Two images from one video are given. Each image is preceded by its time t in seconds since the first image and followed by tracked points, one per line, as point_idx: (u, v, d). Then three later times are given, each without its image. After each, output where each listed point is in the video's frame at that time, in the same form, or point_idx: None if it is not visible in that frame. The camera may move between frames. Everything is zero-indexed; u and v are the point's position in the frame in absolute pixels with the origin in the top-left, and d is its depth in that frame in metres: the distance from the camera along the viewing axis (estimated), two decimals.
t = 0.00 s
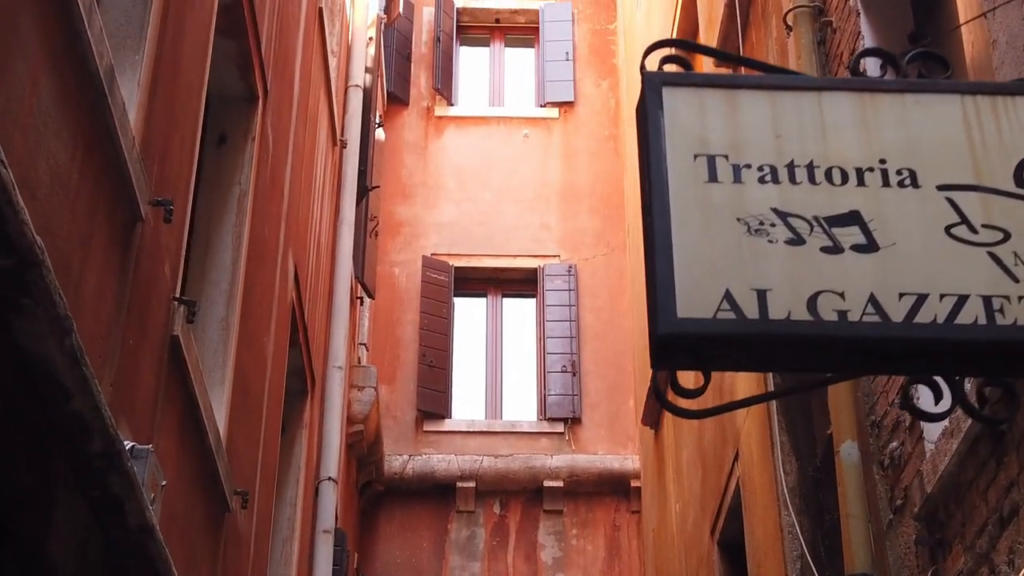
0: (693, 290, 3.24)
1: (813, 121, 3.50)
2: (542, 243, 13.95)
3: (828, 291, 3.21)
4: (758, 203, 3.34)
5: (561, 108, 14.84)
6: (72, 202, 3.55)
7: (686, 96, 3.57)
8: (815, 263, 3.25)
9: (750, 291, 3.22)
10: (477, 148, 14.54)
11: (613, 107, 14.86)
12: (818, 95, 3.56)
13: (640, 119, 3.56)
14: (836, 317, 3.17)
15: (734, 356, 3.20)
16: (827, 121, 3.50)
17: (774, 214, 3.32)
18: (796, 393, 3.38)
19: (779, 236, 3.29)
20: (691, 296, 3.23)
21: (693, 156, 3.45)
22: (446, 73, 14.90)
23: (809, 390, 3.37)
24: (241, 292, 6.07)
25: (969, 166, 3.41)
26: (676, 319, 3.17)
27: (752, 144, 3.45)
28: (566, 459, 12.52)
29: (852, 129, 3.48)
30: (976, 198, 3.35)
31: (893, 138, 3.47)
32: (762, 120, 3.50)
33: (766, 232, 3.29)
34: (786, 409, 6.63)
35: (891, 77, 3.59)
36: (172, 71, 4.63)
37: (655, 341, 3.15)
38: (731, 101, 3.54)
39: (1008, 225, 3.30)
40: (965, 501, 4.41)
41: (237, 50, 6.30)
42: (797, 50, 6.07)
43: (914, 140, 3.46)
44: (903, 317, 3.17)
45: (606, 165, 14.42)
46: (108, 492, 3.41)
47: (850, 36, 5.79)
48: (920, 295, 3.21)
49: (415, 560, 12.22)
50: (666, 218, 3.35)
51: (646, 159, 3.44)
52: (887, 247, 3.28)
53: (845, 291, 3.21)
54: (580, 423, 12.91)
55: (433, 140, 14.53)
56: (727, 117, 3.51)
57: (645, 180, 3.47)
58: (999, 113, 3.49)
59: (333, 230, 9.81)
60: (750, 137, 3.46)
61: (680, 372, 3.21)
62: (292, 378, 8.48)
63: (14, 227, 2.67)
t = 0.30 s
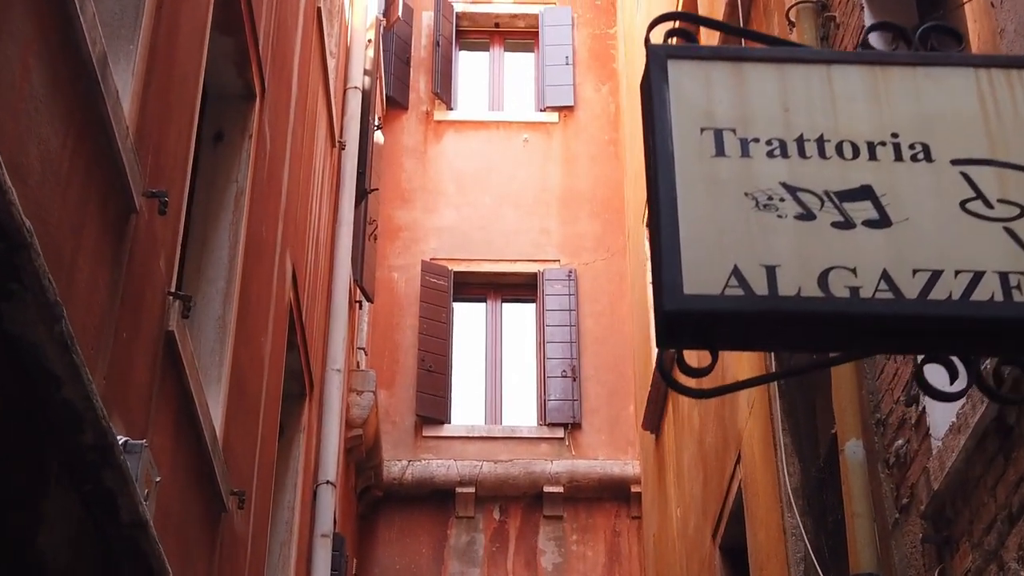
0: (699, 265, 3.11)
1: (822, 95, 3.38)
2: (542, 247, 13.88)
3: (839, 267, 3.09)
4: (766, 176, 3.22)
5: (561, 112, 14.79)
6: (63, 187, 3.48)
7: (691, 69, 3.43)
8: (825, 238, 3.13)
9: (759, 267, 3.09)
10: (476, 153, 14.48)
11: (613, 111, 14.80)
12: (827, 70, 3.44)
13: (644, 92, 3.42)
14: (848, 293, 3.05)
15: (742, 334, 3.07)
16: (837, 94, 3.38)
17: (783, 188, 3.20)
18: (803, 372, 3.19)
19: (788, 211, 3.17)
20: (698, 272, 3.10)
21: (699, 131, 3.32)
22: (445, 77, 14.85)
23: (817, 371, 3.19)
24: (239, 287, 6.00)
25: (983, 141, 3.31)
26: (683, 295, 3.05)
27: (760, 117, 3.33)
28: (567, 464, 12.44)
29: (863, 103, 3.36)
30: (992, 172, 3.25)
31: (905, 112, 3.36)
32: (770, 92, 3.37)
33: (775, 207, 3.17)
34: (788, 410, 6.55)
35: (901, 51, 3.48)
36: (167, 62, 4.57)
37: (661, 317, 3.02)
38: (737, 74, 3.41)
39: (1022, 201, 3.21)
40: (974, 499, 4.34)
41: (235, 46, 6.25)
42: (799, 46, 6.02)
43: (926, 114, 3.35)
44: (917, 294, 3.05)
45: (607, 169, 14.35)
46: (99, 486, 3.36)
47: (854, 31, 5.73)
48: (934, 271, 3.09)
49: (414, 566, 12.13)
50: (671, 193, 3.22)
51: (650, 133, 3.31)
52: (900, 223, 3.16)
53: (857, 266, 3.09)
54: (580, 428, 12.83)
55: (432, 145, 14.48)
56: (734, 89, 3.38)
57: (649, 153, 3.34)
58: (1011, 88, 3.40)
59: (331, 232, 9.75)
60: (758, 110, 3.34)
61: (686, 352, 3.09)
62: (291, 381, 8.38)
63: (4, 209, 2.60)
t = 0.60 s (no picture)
0: (708, 239, 3.11)
1: (833, 66, 3.38)
2: (542, 253, 13.81)
3: (852, 240, 3.08)
4: (776, 148, 3.22)
5: (561, 117, 14.72)
6: (54, 174, 3.41)
7: (699, 41, 3.44)
8: (838, 210, 3.13)
9: (769, 241, 3.09)
10: (476, 158, 14.42)
11: (614, 116, 14.73)
12: (839, 41, 3.44)
13: (649, 63, 3.42)
14: (861, 268, 3.04)
15: (751, 309, 3.08)
16: (849, 66, 3.38)
17: (794, 160, 3.19)
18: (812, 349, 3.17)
19: (799, 183, 3.16)
20: (706, 246, 3.10)
21: (706, 102, 3.33)
22: (445, 81, 14.79)
23: (826, 348, 3.15)
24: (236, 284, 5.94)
25: (1000, 112, 3.29)
26: (689, 270, 3.05)
27: (768, 89, 3.33)
28: (567, 470, 12.36)
29: (876, 74, 3.36)
30: (1009, 143, 3.24)
31: (919, 82, 3.35)
32: (779, 65, 3.38)
33: (785, 179, 3.17)
34: (790, 412, 6.46)
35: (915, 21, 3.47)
36: (161, 51, 4.48)
37: (668, 292, 3.04)
38: (745, 46, 3.42)
39: None
40: (982, 496, 4.27)
41: (232, 42, 6.18)
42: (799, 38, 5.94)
43: (940, 85, 3.34)
44: (933, 268, 3.04)
45: (607, 174, 14.28)
46: (91, 479, 3.35)
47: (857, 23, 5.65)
48: (950, 244, 3.07)
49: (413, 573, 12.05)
50: (678, 165, 3.22)
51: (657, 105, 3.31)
52: (914, 195, 3.16)
53: (870, 240, 3.08)
54: (581, 434, 12.76)
55: (431, 150, 14.42)
56: (743, 62, 3.38)
57: (656, 126, 3.34)
58: None
59: (330, 235, 9.69)
60: (767, 82, 3.34)
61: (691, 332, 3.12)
62: (289, 383, 8.32)
63: None
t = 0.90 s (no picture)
0: (719, 212, 3.19)
1: (845, 40, 3.49)
2: (542, 259, 13.74)
3: (867, 213, 3.18)
4: (788, 121, 3.32)
5: (561, 123, 14.66)
6: (47, 163, 3.35)
7: (710, 14, 3.54)
8: (851, 181, 3.23)
9: (781, 214, 3.18)
10: (476, 163, 14.36)
11: (614, 122, 14.68)
12: (851, 15, 3.57)
13: (657, 36, 3.53)
14: (876, 241, 3.13)
15: (760, 284, 3.14)
16: (861, 39, 3.50)
17: (805, 132, 3.30)
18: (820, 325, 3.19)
19: (811, 154, 3.26)
20: (718, 219, 3.18)
21: (716, 73, 3.44)
22: (445, 87, 14.75)
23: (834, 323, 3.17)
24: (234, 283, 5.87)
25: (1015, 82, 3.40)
26: (698, 242, 3.12)
27: (778, 62, 3.44)
28: (567, 476, 12.28)
29: (888, 45, 3.48)
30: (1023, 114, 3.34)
31: (933, 53, 3.45)
32: (790, 37, 3.49)
33: (796, 151, 3.27)
34: (794, 414, 6.36)
35: None
36: (157, 40, 4.41)
37: (677, 265, 3.10)
38: (756, 19, 3.53)
39: None
40: (992, 494, 4.20)
41: (229, 38, 6.11)
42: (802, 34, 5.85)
43: (956, 56, 3.43)
44: (950, 242, 3.13)
45: (607, 181, 14.22)
46: (85, 474, 3.28)
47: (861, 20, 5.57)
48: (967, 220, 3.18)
49: None
50: (687, 137, 3.32)
51: (665, 78, 3.41)
52: (931, 167, 3.25)
53: (885, 214, 3.18)
54: (581, 441, 12.68)
55: (431, 155, 14.36)
56: (753, 35, 3.49)
57: (664, 99, 3.44)
58: None
59: (328, 239, 9.61)
60: (777, 54, 3.45)
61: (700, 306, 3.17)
62: (287, 386, 8.24)
63: None
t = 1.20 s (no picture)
0: (730, 186, 3.15)
1: (859, 12, 3.49)
2: (542, 266, 13.68)
3: (883, 187, 3.14)
4: (800, 92, 3.30)
5: (561, 130, 14.60)
6: (39, 152, 3.28)
7: None
8: (867, 153, 3.20)
9: (793, 186, 3.14)
10: (476, 171, 14.30)
11: (615, 129, 14.62)
12: None
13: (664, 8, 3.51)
14: (892, 214, 3.10)
15: (771, 261, 3.10)
16: (874, 11, 3.49)
17: (818, 104, 3.28)
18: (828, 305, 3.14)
19: (824, 126, 3.24)
20: (730, 192, 3.14)
21: (725, 44, 3.42)
22: (445, 94, 14.70)
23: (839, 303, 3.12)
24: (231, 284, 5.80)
25: None
26: (708, 216, 3.09)
27: (789, 34, 3.43)
28: (568, 485, 12.19)
29: (902, 15, 3.48)
30: None
31: (949, 23, 3.45)
32: (801, 8, 3.48)
33: (809, 122, 3.25)
34: (800, 419, 6.26)
35: None
36: (153, 33, 4.34)
37: (687, 239, 3.06)
38: None
39: None
40: (1003, 493, 4.11)
41: (227, 37, 6.06)
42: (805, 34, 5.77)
43: (971, 27, 3.43)
44: (969, 215, 3.09)
45: (608, 188, 14.15)
46: (77, 469, 3.21)
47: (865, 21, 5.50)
48: (987, 192, 3.14)
49: None
50: (696, 109, 3.29)
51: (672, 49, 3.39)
52: (949, 138, 3.22)
53: (902, 186, 3.14)
54: (582, 449, 12.60)
55: (431, 162, 14.31)
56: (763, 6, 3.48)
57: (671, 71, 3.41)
58: None
59: (326, 243, 9.54)
60: (789, 25, 3.44)
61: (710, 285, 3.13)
62: (285, 391, 8.16)
63: None
